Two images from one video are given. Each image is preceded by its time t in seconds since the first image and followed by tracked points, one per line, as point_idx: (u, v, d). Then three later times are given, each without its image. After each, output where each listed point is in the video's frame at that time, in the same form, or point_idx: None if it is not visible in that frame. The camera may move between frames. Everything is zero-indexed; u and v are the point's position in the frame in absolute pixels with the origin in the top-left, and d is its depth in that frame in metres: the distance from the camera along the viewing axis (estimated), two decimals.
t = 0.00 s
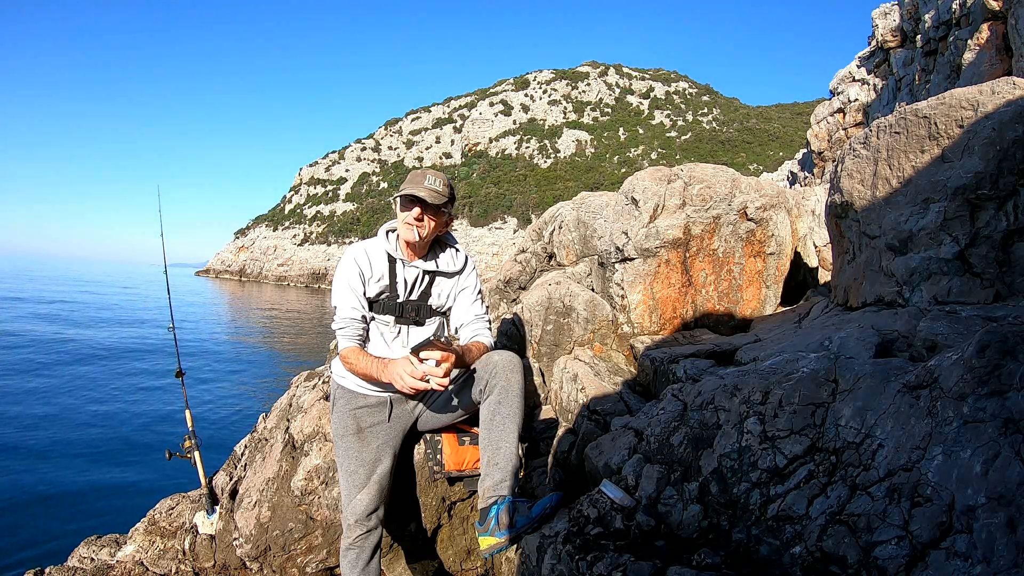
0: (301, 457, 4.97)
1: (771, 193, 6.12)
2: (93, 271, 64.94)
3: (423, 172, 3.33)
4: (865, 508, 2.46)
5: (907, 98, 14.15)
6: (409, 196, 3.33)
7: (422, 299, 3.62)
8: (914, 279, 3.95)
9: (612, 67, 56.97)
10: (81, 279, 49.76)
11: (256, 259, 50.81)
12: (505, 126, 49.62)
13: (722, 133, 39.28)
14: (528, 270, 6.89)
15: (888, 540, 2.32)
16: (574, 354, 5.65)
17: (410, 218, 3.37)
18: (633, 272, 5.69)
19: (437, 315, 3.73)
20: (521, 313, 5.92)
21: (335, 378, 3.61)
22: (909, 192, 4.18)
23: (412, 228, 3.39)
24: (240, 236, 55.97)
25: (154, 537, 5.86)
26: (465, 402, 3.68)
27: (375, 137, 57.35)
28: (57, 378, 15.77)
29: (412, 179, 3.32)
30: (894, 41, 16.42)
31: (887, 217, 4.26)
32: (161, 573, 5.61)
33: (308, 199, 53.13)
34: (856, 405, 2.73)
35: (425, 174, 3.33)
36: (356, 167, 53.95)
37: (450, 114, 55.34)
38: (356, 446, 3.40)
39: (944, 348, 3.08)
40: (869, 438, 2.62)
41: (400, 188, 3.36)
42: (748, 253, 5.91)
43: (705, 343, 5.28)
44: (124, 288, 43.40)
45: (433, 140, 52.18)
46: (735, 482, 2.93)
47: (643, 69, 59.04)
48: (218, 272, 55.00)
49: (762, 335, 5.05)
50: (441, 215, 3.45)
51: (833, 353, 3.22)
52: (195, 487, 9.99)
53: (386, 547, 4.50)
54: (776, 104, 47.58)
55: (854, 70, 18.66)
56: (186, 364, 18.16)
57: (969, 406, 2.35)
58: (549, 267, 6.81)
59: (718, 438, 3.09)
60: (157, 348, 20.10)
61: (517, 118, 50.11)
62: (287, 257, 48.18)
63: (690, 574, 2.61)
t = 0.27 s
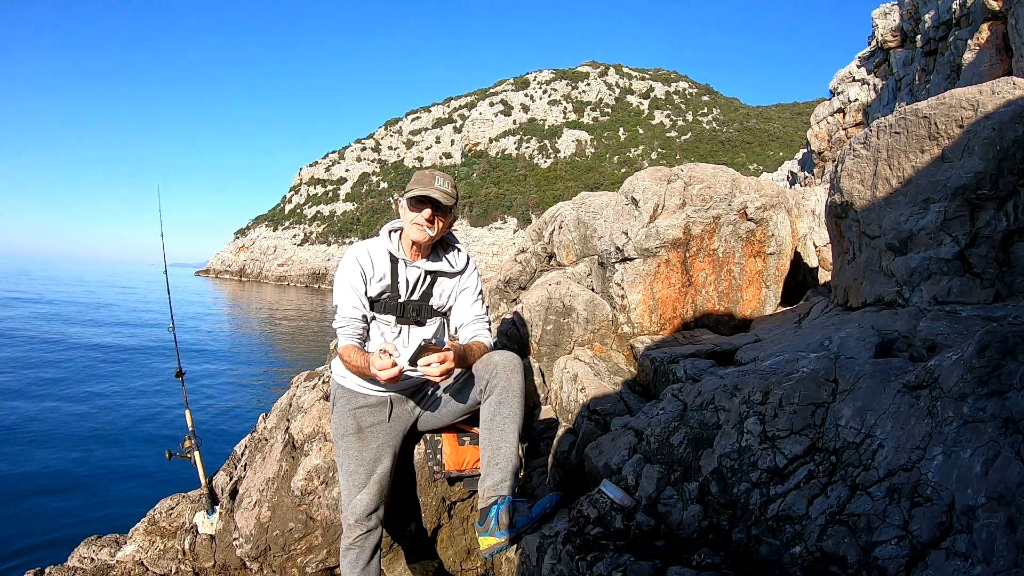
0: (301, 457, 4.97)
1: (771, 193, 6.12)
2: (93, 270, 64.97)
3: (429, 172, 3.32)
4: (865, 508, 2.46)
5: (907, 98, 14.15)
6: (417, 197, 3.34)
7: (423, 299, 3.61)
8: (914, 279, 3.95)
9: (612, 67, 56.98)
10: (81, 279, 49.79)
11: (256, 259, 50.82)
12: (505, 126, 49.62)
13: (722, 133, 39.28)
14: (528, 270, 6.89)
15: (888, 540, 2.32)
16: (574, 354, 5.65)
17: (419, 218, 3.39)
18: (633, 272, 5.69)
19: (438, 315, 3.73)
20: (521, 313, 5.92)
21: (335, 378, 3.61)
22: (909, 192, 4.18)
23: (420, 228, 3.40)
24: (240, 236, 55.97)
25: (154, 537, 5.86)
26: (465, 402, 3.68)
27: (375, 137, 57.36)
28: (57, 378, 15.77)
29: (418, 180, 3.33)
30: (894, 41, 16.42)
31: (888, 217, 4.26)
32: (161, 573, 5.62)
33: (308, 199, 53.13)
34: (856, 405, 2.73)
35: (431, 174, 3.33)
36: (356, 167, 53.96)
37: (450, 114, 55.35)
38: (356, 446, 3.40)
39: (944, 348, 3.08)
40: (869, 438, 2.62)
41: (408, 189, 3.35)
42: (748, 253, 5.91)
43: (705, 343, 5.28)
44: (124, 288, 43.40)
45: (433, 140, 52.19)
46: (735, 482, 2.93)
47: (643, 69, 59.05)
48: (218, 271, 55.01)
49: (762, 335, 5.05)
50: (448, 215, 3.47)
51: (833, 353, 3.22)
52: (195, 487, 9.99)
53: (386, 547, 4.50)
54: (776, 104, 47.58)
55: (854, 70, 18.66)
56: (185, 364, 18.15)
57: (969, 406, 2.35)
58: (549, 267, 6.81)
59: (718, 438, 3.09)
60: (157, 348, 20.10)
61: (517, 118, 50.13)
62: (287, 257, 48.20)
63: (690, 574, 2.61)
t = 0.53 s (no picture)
0: (301, 457, 4.97)
1: (771, 193, 6.13)
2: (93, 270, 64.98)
3: (430, 174, 3.32)
4: (865, 508, 2.46)
5: (907, 98, 14.15)
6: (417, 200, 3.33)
7: (424, 300, 3.61)
8: (914, 279, 3.95)
9: (612, 67, 56.99)
10: (81, 279, 49.79)
11: (256, 259, 50.81)
12: (505, 125, 49.62)
13: (722, 133, 39.29)
14: (528, 270, 6.89)
15: (888, 540, 2.32)
16: (574, 354, 5.65)
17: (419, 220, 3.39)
18: (633, 272, 5.69)
19: (438, 315, 3.73)
20: (521, 313, 5.91)
21: (334, 377, 3.61)
22: (909, 192, 4.18)
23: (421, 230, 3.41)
24: (240, 236, 55.97)
25: (153, 537, 5.86)
26: (465, 403, 3.68)
27: (375, 137, 57.36)
28: (57, 378, 15.77)
29: (418, 181, 3.33)
30: (894, 41, 16.42)
31: (888, 217, 4.26)
32: (161, 573, 5.61)
33: (308, 199, 53.12)
34: (856, 405, 2.73)
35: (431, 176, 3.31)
36: (356, 167, 53.96)
37: (450, 114, 55.36)
38: (356, 446, 3.40)
39: (944, 348, 3.08)
40: (869, 438, 2.62)
41: (411, 190, 3.35)
42: (748, 253, 5.91)
43: (705, 343, 5.28)
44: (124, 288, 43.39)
45: (433, 140, 52.19)
46: (735, 482, 2.93)
47: (643, 69, 59.06)
48: (218, 271, 55.01)
49: (762, 335, 5.05)
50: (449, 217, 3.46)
51: (833, 353, 3.22)
52: (195, 487, 9.99)
53: (386, 547, 4.50)
54: (776, 104, 47.59)
55: (854, 70, 18.66)
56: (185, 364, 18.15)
57: (969, 406, 2.35)
58: (549, 267, 6.81)
59: (718, 438, 3.09)
60: (157, 348, 20.10)
61: (517, 118, 50.13)
62: (287, 257, 48.19)
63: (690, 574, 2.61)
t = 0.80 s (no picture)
0: (301, 457, 4.97)
1: (771, 193, 6.13)
2: (93, 270, 64.98)
3: (423, 174, 3.38)
4: (865, 508, 2.46)
5: (907, 98, 14.16)
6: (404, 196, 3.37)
7: (423, 300, 3.61)
8: (914, 279, 3.95)
9: (612, 67, 56.99)
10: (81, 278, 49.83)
11: (256, 259, 50.81)
12: (505, 126, 49.62)
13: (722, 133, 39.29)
14: (528, 270, 6.89)
15: (888, 540, 2.32)
16: (574, 354, 5.65)
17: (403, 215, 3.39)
18: (633, 272, 5.69)
19: (438, 315, 3.73)
20: (521, 313, 5.91)
21: (335, 377, 3.61)
22: (909, 192, 4.18)
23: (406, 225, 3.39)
24: (240, 236, 55.97)
25: (153, 537, 5.86)
26: (464, 403, 3.67)
27: (375, 137, 57.37)
28: (57, 378, 15.77)
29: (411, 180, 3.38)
30: (894, 41, 16.42)
31: (888, 217, 4.26)
32: (161, 573, 5.61)
33: (308, 199, 53.12)
34: (856, 405, 2.73)
35: (424, 176, 3.37)
36: (356, 167, 53.96)
37: (450, 114, 55.35)
38: (356, 446, 3.40)
39: (944, 348, 3.08)
40: (869, 438, 2.62)
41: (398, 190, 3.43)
42: (748, 253, 5.91)
43: (705, 343, 5.28)
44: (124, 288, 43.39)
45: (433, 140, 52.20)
46: (735, 482, 2.93)
47: (643, 69, 59.06)
48: (218, 271, 55.01)
49: (763, 335, 5.05)
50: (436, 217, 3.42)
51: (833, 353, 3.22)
52: (195, 487, 9.99)
53: (386, 547, 4.50)
54: (776, 104, 47.59)
55: (854, 70, 18.66)
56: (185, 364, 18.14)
57: (969, 406, 2.35)
58: (549, 267, 6.81)
59: (718, 438, 3.09)
60: (157, 348, 20.10)
61: (517, 118, 50.13)
62: (287, 257, 48.19)
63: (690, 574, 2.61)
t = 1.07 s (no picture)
0: (301, 457, 4.97)
1: (771, 193, 6.13)
2: (93, 270, 65.03)
3: (420, 173, 3.37)
4: (865, 508, 2.46)
5: (907, 98, 14.16)
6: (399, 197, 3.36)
7: (423, 300, 3.62)
8: (914, 279, 3.95)
9: (612, 67, 56.99)
10: (80, 278, 49.86)
11: (256, 259, 50.82)
12: (505, 126, 49.63)
13: (722, 133, 39.30)
14: (528, 270, 6.89)
15: (888, 540, 2.32)
16: (574, 354, 5.65)
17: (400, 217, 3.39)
18: (633, 272, 5.70)
19: (438, 315, 3.73)
20: (520, 313, 5.91)
21: (334, 377, 3.61)
22: (909, 192, 4.18)
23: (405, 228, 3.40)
24: (240, 236, 55.97)
25: (153, 537, 5.86)
26: (464, 402, 3.67)
27: (375, 137, 57.37)
28: (58, 378, 15.77)
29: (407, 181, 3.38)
30: (894, 41, 16.42)
31: (888, 217, 4.26)
32: (161, 573, 5.61)
33: (308, 199, 53.10)
34: (856, 405, 2.73)
35: (421, 175, 3.36)
36: (356, 167, 53.96)
37: (450, 114, 55.36)
38: (356, 446, 3.40)
39: (944, 348, 3.08)
40: (869, 439, 2.62)
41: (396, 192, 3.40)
42: (748, 253, 5.91)
43: (705, 343, 5.28)
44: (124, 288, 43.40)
45: (433, 140, 52.21)
46: (735, 482, 2.92)
47: (643, 69, 59.06)
48: (218, 271, 55.01)
49: (763, 335, 5.05)
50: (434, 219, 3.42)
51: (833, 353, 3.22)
52: (195, 487, 9.99)
53: (386, 547, 4.49)
54: (776, 104, 47.58)
55: (854, 70, 18.66)
56: (185, 364, 18.13)
57: (969, 406, 2.35)
58: (549, 267, 6.81)
59: (718, 438, 3.09)
60: (157, 348, 20.10)
61: (517, 118, 50.13)
62: (287, 257, 48.16)
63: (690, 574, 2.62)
